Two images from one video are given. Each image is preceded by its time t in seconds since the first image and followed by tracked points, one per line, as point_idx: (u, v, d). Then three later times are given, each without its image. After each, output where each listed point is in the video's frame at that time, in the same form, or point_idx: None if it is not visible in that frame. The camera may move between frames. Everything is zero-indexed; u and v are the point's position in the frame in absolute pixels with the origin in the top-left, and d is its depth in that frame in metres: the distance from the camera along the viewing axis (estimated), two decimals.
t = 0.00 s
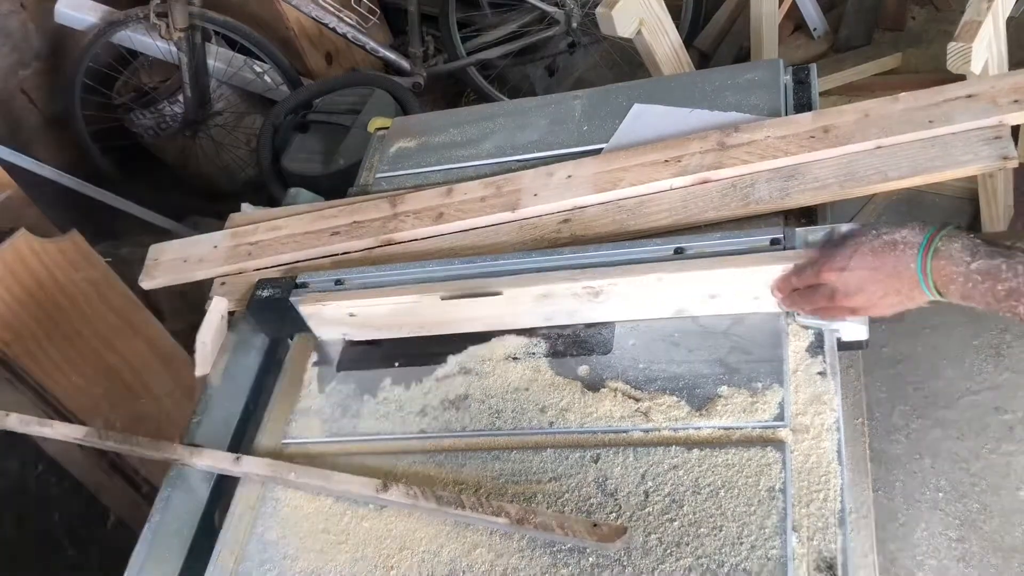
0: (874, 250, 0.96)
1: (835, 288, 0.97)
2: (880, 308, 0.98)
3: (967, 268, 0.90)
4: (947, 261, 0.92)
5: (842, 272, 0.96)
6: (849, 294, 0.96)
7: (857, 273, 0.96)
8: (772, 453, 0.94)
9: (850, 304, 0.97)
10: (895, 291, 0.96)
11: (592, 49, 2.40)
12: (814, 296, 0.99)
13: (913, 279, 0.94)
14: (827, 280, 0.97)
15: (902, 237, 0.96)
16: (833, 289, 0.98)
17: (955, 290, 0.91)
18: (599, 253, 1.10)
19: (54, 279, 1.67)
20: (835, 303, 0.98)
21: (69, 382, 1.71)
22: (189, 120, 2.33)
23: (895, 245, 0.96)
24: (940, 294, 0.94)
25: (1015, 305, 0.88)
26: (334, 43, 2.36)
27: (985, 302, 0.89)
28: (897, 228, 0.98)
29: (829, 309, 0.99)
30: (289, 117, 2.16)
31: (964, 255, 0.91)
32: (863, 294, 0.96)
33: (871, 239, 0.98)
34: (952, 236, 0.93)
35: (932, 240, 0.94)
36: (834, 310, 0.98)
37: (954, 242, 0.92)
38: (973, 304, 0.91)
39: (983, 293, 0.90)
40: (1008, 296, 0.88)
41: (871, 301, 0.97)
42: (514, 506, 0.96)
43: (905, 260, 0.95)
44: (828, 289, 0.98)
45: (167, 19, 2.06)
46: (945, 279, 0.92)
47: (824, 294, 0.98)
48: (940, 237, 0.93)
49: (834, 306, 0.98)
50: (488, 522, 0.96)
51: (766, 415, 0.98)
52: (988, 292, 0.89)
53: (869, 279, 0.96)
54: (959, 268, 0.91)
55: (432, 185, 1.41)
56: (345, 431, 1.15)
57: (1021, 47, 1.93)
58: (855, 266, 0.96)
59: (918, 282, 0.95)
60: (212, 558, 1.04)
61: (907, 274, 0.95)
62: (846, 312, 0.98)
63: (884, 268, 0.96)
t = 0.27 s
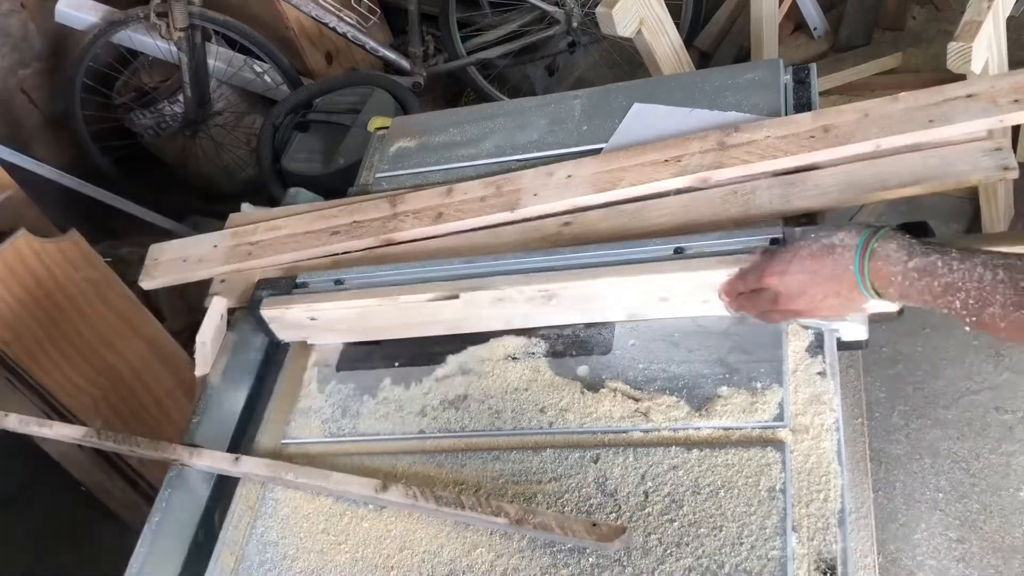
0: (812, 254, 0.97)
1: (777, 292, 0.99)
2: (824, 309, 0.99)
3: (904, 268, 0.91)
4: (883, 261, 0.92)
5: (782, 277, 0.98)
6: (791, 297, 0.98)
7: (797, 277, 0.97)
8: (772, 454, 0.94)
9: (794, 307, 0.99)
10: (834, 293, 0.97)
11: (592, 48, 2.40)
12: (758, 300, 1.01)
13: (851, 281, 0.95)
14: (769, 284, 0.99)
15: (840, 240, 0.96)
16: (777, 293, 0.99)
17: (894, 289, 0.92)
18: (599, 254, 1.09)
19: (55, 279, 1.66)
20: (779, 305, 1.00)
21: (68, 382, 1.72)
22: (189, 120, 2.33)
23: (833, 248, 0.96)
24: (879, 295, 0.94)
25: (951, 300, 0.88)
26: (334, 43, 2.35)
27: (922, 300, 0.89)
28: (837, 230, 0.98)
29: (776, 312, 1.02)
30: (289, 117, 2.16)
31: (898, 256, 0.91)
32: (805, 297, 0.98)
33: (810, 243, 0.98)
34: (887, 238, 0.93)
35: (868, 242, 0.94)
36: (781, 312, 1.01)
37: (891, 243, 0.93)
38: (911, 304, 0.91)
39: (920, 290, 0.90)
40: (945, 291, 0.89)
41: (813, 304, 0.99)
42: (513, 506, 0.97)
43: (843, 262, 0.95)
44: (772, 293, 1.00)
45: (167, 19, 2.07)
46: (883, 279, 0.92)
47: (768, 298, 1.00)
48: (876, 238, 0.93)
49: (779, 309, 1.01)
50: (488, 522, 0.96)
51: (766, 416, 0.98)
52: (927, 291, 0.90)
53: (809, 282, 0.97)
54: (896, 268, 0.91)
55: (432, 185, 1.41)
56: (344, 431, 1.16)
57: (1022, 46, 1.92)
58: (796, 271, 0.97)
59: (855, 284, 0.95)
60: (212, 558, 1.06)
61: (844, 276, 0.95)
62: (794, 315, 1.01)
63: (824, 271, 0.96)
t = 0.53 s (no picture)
0: (801, 238, 0.99)
1: (769, 279, 1.00)
2: (817, 297, 0.99)
3: (890, 245, 0.92)
4: (870, 239, 0.93)
5: (772, 261, 0.99)
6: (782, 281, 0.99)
7: (787, 260, 0.98)
8: (773, 453, 0.94)
9: (786, 293, 1.00)
10: (825, 277, 0.98)
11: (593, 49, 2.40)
12: (755, 292, 1.02)
13: (839, 261, 0.95)
14: (760, 270, 1.00)
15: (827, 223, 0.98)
16: (768, 279, 1.00)
17: (881, 267, 0.93)
18: (602, 254, 1.10)
19: (55, 279, 1.66)
20: (771, 294, 1.00)
21: (68, 382, 1.73)
22: (189, 120, 2.33)
23: (821, 230, 0.98)
24: (869, 275, 0.95)
25: (938, 274, 0.90)
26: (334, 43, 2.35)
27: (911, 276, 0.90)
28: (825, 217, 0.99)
29: (773, 305, 1.02)
30: (290, 117, 2.17)
31: (884, 233, 0.93)
32: (795, 281, 0.98)
33: (797, 229, 1.00)
34: (872, 217, 0.95)
35: (853, 223, 0.96)
36: (776, 303, 1.01)
37: (876, 221, 0.94)
38: (900, 282, 0.92)
39: (908, 268, 0.91)
40: (931, 266, 0.90)
41: (804, 291, 0.99)
42: (514, 504, 0.97)
43: (829, 243, 0.97)
44: (764, 281, 1.00)
45: (168, 19, 2.07)
46: (870, 257, 0.93)
47: (762, 286, 1.01)
48: (861, 218, 0.95)
49: (773, 298, 1.01)
50: (489, 521, 0.96)
51: (767, 415, 0.98)
52: (912, 267, 0.91)
53: (799, 265, 0.97)
54: (883, 245, 0.92)
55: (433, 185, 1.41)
56: (346, 430, 1.15)
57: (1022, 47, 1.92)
58: (785, 255, 0.98)
59: (843, 264, 0.96)
60: (213, 557, 1.07)
61: (831, 257, 0.96)
62: (787, 303, 1.01)
63: (812, 252, 0.97)
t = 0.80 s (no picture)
0: (778, 246, 0.96)
1: (747, 287, 0.99)
2: (793, 303, 0.99)
3: (866, 255, 0.92)
4: (846, 250, 0.93)
5: (750, 270, 0.97)
6: (760, 290, 0.97)
7: (765, 270, 0.96)
8: (773, 453, 0.94)
9: (765, 301, 0.99)
10: (803, 286, 0.97)
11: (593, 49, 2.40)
12: (732, 297, 1.01)
13: (815, 270, 0.94)
14: (739, 278, 0.98)
15: (803, 232, 0.96)
16: (747, 287, 0.99)
17: (857, 278, 0.93)
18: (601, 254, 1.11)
19: (55, 279, 1.66)
20: (750, 301, 1.00)
21: (68, 382, 1.72)
22: (189, 120, 2.33)
23: (797, 239, 0.96)
24: (843, 286, 0.95)
25: (910, 284, 0.91)
26: (334, 43, 2.35)
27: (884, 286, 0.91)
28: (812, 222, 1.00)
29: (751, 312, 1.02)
30: (290, 117, 2.16)
31: (861, 244, 0.92)
32: (774, 290, 0.97)
33: (775, 236, 0.98)
34: (849, 226, 0.94)
35: (830, 233, 0.94)
36: (756, 309, 1.01)
37: (852, 231, 0.94)
38: (874, 291, 0.93)
39: (881, 277, 0.92)
40: (904, 275, 0.91)
41: (781, 298, 0.98)
42: (513, 504, 0.97)
43: (806, 253, 0.95)
44: (744, 288, 0.99)
45: (167, 19, 2.07)
46: (845, 269, 0.93)
47: (739, 294, 1.00)
48: (838, 229, 0.94)
49: (753, 304, 1.00)
50: (487, 521, 0.96)
51: (766, 415, 0.97)
52: (886, 276, 0.91)
53: (778, 275, 0.96)
54: (858, 256, 0.92)
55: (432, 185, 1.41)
56: (345, 430, 1.15)
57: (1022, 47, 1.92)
58: (763, 264, 0.97)
59: (819, 275, 0.95)
60: (212, 558, 1.07)
61: (808, 267, 0.95)
62: (766, 310, 1.00)
63: (790, 262, 0.95)
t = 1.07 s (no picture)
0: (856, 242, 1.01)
1: (819, 281, 1.00)
2: (863, 305, 1.01)
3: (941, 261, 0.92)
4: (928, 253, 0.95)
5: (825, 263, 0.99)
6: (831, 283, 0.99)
7: (841, 263, 1.00)
8: (772, 453, 0.94)
9: (832, 298, 1.00)
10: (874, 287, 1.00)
11: (593, 49, 2.40)
12: (797, 295, 1.00)
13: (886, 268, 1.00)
14: (813, 272, 1.00)
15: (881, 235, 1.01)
16: (814, 282, 1.00)
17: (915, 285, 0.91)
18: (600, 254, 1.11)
19: (54, 279, 1.65)
20: (818, 296, 1.00)
21: (68, 381, 1.73)
22: (189, 120, 2.33)
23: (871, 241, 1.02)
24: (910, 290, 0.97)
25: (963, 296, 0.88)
26: (333, 43, 2.34)
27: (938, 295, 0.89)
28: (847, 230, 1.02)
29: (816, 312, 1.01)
30: (291, 117, 2.17)
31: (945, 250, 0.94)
32: (844, 287, 1.00)
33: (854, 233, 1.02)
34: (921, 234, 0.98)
35: (912, 243, 1.02)
36: (821, 306, 1.00)
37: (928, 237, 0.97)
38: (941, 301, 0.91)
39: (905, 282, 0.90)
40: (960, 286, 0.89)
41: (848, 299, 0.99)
42: (512, 503, 0.97)
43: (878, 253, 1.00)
44: (811, 284, 1.00)
45: (167, 19, 2.07)
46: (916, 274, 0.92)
47: (807, 290, 1.00)
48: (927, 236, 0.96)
49: (817, 301, 1.00)
50: (487, 521, 0.96)
51: (766, 414, 0.98)
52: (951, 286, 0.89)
53: (856, 274, 1.01)
54: (935, 267, 1.00)
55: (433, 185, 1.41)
56: (345, 430, 1.15)
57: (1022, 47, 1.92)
58: (840, 260, 1.00)
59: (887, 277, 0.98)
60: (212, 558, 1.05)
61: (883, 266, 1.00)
62: (830, 308, 1.00)
63: (867, 262, 1.01)
